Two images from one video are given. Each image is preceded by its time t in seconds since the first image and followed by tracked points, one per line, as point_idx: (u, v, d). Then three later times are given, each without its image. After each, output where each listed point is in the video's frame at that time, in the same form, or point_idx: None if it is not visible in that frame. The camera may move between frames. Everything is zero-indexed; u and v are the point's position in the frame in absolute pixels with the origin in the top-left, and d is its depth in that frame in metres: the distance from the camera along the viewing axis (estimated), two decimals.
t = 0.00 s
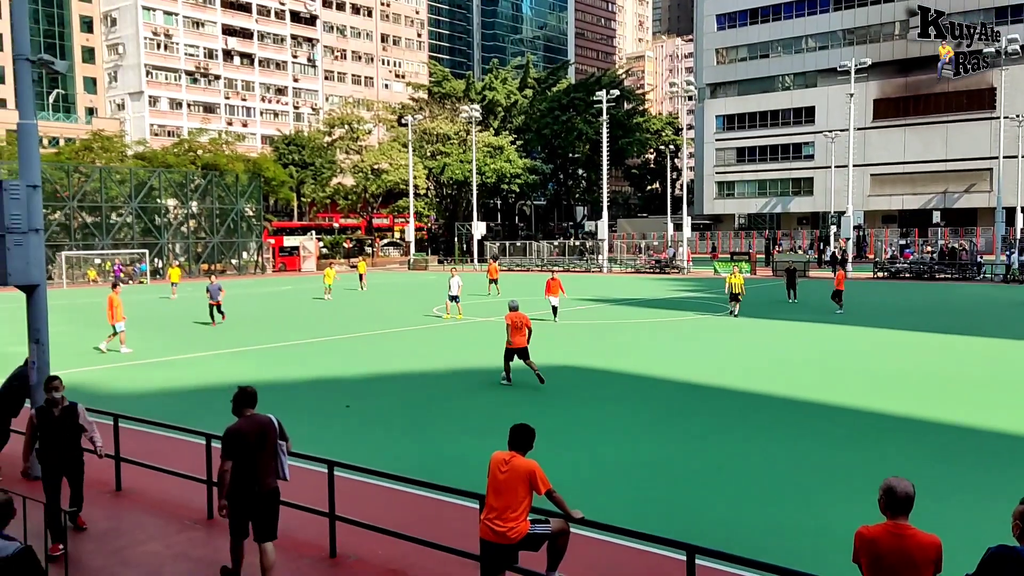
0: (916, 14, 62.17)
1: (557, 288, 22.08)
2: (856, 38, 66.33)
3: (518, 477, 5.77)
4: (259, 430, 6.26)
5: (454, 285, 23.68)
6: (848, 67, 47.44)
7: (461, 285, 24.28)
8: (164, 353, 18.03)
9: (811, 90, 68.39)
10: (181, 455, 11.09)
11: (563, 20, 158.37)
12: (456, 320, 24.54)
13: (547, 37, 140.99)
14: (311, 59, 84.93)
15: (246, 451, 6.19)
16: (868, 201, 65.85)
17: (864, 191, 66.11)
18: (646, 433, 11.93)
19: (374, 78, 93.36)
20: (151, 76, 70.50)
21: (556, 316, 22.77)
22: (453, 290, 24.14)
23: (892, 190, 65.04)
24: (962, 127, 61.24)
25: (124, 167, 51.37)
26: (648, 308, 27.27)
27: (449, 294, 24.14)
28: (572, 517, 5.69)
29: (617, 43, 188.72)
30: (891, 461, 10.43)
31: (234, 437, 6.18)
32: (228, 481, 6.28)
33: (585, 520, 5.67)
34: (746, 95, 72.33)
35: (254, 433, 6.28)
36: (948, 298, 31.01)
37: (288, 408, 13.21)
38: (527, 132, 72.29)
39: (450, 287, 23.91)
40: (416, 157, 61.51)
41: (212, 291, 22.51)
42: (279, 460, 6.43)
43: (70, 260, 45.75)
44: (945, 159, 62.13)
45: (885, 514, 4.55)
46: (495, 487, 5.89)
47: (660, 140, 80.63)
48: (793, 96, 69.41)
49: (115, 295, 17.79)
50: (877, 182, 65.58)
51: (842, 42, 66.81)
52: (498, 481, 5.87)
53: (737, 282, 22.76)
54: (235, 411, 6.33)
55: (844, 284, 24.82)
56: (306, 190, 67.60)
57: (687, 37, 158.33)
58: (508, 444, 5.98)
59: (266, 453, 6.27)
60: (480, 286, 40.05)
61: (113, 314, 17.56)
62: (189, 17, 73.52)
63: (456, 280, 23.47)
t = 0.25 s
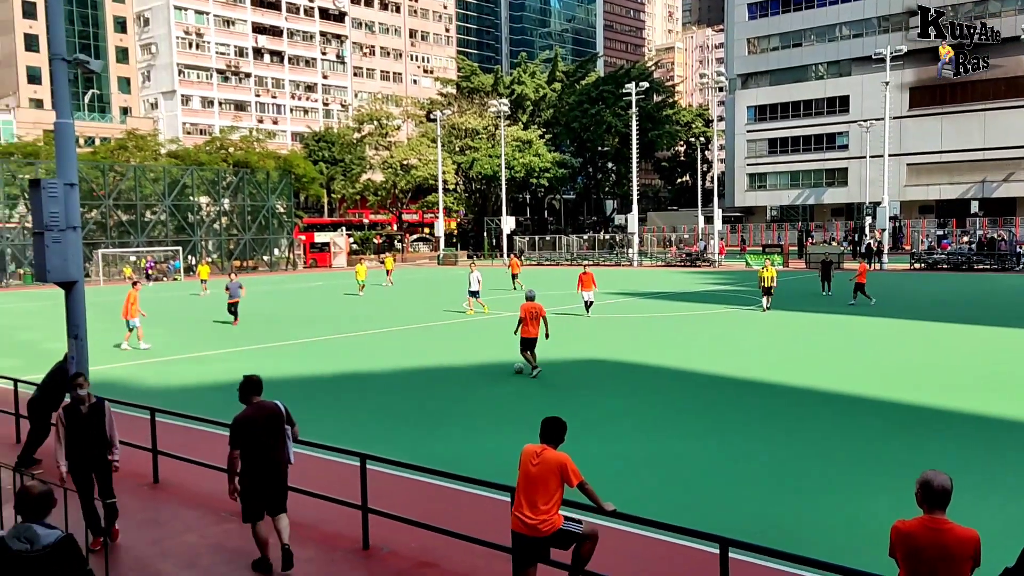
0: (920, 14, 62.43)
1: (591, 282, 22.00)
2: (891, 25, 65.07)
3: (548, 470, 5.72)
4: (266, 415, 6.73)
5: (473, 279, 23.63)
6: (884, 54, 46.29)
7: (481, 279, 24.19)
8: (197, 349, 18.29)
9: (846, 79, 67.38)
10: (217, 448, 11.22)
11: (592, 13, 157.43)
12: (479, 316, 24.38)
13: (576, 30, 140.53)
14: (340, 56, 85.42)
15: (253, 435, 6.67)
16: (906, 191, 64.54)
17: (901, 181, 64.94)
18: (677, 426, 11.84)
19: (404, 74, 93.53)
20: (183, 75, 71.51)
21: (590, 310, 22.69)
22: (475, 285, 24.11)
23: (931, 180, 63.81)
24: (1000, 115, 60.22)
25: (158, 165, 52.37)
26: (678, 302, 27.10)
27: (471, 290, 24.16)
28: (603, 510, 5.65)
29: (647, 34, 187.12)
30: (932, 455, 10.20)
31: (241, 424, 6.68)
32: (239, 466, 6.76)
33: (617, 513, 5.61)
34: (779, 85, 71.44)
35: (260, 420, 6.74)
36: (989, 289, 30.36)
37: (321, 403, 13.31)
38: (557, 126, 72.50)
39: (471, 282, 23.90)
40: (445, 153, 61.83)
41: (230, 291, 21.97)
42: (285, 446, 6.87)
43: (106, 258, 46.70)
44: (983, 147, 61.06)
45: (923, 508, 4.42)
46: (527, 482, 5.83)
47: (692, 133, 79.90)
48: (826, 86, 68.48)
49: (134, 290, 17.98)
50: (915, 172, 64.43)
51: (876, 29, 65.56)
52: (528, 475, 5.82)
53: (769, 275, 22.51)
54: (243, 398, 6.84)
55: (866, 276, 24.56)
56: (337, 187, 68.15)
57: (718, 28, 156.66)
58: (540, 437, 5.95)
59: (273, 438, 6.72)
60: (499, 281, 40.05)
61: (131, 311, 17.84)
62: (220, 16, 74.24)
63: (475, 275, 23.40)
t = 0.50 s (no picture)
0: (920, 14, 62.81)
1: (616, 279, 21.92)
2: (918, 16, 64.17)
3: (576, 464, 5.69)
4: (274, 407, 7.06)
5: (489, 277, 23.45)
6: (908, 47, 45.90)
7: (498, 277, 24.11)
8: (223, 346, 18.44)
9: (873, 72, 66.44)
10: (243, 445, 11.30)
11: (615, 8, 156.68)
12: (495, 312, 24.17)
13: (598, 25, 139.97)
14: (362, 54, 85.63)
15: (261, 426, 7.00)
16: (933, 184, 64.32)
17: (928, 175, 64.57)
18: (703, 422, 11.79)
19: (425, 71, 93.73)
20: (207, 74, 72.23)
21: (616, 309, 22.55)
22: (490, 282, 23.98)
23: (959, 173, 63.27)
24: None
25: (184, 164, 52.95)
26: (702, 298, 26.95)
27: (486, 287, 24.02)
28: (629, 506, 5.63)
29: (670, 28, 185.86)
30: (963, 452, 10.05)
31: (248, 416, 7.01)
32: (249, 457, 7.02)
33: (642, 508, 5.58)
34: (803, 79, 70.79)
35: (266, 412, 7.06)
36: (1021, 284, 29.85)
37: (347, 399, 13.36)
38: (579, 122, 72.25)
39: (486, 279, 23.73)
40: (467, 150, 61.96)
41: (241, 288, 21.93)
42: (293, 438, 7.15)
43: (133, 256, 47.09)
44: (1012, 139, 60.16)
45: (951, 505, 4.34)
46: (555, 478, 5.82)
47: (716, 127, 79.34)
48: (852, 79, 67.79)
49: (147, 290, 18.22)
50: (941, 165, 63.88)
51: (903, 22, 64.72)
52: (557, 471, 5.80)
53: (793, 271, 22.34)
54: (250, 392, 7.19)
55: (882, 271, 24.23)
56: (359, 184, 68.43)
57: (741, 21, 155.31)
58: (567, 433, 5.93)
59: (280, 427, 7.04)
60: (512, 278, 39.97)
61: (144, 311, 17.99)
62: (243, 15, 74.81)
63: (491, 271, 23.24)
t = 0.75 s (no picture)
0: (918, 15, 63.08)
1: (633, 279, 21.84)
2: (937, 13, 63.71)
3: (597, 461, 5.69)
4: (274, 403, 7.36)
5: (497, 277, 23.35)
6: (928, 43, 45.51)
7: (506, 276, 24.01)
8: (239, 345, 18.55)
9: (891, 70, 66.07)
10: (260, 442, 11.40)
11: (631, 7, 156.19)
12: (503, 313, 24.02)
13: (614, 24, 139.80)
14: (379, 53, 85.81)
15: (263, 420, 7.31)
16: (952, 182, 63.80)
17: (948, 172, 64.08)
18: (721, 422, 11.74)
19: (441, 71, 93.82)
20: (224, 75, 72.75)
21: (632, 309, 22.53)
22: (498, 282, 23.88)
23: (978, 172, 62.73)
24: None
25: (202, 165, 53.32)
26: (718, 297, 26.84)
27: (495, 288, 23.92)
28: (647, 505, 5.62)
29: (687, 27, 185.01)
30: (982, 452, 9.95)
31: (249, 409, 7.31)
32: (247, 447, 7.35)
33: (659, 508, 5.57)
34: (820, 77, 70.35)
35: (266, 406, 7.36)
36: None
37: (365, 398, 13.43)
38: (595, 121, 72.00)
39: (493, 280, 23.61)
40: (482, 149, 61.99)
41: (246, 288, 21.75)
42: (291, 430, 7.49)
43: (152, 256, 47.32)
44: None
45: (973, 508, 4.31)
46: (577, 477, 5.81)
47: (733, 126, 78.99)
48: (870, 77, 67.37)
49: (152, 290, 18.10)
50: (962, 163, 63.33)
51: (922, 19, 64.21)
52: (579, 471, 5.80)
53: (811, 270, 22.21)
54: (254, 384, 7.50)
55: (889, 270, 24.08)
56: (376, 184, 68.65)
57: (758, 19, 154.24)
58: (588, 429, 5.91)
59: (278, 423, 7.36)
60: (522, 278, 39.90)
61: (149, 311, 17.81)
62: (260, 16, 75.31)
63: (499, 272, 23.13)
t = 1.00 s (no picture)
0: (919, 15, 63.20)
1: (649, 279, 21.72)
2: (955, 11, 63.17)
3: (616, 459, 5.68)
4: (267, 398, 7.43)
5: (502, 277, 23.29)
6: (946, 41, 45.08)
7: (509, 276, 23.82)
8: (254, 345, 18.63)
9: (908, 69, 65.81)
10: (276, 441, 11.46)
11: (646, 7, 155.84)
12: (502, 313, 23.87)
13: (629, 24, 139.59)
14: (394, 54, 86.00)
15: (258, 416, 7.40)
16: (970, 181, 63.31)
17: (965, 171, 63.59)
18: (737, 422, 11.69)
19: (456, 71, 93.93)
20: (241, 76, 73.24)
21: (646, 310, 22.24)
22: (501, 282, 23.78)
23: (996, 171, 62.20)
24: None
25: (219, 166, 53.71)
26: (733, 297, 26.75)
27: (499, 287, 23.81)
28: (665, 506, 5.61)
29: (702, 26, 184.49)
30: (1002, 453, 9.85)
31: (245, 405, 7.40)
32: (245, 442, 7.43)
33: (675, 509, 5.56)
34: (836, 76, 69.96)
35: (258, 402, 7.43)
36: None
37: (381, 397, 13.48)
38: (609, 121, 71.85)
39: (497, 280, 23.52)
40: (497, 149, 62.08)
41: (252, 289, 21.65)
42: (285, 423, 7.58)
43: (169, 257, 47.54)
44: None
45: (991, 509, 4.29)
46: (594, 476, 5.81)
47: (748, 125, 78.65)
48: (887, 76, 66.93)
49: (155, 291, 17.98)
50: (979, 162, 62.82)
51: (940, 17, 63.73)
52: (596, 469, 5.79)
53: (828, 270, 22.11)
54: (246, 380, 7.59)
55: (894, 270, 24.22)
56: (391, 184, 68.87)
57: (774, 18, 153.49)
58: (605, 430, 5.89)
59: (272, 419, 7.43)
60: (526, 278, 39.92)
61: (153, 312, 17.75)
62: (275, 18, 75.77)
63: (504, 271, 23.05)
